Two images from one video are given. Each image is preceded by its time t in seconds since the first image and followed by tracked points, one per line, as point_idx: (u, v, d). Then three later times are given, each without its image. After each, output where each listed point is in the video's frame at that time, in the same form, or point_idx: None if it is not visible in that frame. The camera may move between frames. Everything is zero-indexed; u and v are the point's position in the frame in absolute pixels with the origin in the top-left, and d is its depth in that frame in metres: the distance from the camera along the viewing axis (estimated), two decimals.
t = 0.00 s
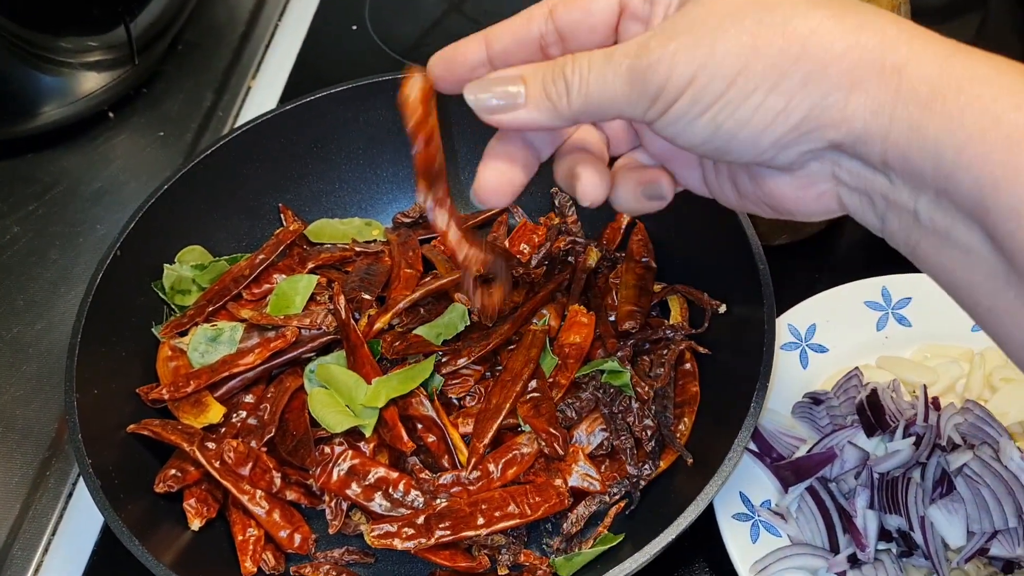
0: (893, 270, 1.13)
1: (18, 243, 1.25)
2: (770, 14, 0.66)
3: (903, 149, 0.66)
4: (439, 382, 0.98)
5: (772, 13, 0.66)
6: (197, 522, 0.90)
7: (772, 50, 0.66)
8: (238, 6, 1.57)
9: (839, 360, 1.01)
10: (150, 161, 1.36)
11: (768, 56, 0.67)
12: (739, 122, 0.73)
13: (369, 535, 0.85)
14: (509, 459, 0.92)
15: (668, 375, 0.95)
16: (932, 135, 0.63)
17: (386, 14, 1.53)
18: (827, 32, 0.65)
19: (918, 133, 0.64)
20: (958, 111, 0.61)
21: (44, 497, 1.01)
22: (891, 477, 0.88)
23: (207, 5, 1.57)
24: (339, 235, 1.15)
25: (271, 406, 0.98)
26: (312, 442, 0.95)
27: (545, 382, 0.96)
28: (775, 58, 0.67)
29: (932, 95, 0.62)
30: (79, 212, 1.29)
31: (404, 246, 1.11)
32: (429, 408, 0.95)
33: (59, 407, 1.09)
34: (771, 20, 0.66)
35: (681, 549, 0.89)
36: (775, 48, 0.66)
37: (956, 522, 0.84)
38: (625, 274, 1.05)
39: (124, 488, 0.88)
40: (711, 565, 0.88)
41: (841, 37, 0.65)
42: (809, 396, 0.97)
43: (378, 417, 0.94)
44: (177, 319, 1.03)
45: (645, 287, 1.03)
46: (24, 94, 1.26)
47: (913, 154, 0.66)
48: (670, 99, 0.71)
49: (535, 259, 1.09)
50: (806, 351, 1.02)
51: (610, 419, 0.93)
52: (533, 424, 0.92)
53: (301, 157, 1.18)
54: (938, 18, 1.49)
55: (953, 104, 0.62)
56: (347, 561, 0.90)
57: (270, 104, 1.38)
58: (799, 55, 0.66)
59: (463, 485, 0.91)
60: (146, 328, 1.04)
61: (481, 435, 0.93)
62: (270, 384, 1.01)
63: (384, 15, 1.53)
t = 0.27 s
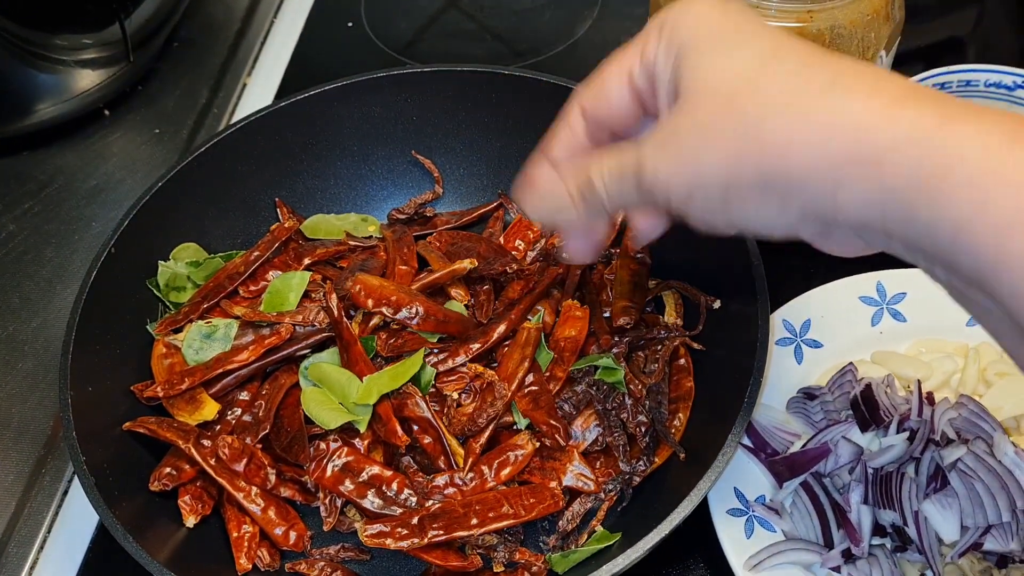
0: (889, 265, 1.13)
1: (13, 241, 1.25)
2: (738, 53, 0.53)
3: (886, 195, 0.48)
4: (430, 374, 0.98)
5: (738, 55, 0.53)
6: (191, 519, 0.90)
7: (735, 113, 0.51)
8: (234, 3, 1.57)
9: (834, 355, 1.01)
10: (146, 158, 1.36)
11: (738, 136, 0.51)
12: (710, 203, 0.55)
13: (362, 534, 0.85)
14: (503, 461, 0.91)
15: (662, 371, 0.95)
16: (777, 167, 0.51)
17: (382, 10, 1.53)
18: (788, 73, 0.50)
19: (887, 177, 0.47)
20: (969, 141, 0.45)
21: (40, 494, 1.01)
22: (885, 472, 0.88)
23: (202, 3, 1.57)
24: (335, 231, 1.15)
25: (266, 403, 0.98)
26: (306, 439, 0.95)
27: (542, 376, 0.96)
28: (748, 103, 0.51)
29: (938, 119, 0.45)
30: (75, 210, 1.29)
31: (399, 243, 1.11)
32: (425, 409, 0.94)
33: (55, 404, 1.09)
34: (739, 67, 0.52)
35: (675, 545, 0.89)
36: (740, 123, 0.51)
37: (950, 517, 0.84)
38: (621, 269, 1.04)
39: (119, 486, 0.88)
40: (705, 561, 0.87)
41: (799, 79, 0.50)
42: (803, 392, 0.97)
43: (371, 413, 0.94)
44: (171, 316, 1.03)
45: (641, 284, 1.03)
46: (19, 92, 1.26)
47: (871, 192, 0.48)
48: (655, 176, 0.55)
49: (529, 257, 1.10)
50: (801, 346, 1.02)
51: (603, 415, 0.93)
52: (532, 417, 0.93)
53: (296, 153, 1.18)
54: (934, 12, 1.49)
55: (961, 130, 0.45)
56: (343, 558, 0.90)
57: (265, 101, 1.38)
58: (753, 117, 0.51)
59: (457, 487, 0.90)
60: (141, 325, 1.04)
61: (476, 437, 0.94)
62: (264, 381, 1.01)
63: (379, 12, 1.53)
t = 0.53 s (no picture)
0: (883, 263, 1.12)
1: (7, 243, 1.25)
2: (669, 236, 0.60)
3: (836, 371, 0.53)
4: (423, 374, 0.97)
5: (672, 246, 0.60)
6: (184, 521, 0.90)
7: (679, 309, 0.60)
8: (227, 3, 1.56)
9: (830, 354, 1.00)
10: (139, 159, 1.36)
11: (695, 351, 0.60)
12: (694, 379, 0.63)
13: (354, 536, 0.85)
14: (496, 462, 0.92)
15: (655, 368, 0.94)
16: (734, 348, 0.57)
17: (376, 10, 1.53)
18: (707, 268, 0.57)
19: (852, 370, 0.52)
20: (866, 340, 0.50)
21: (33, 496, 1.01)
22: (879, 471, 0.88)
23: (195, 2, 1.56)
24: (328, 231, 1.15)
25: (259, 404, 0.98)
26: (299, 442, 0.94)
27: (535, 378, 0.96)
28: (688, 294, 0.59)
29: (855, 295, 0.50)
30: (68, 211, 1.29)
31: (393, 243, 1.11)
32: (417, 411, 0.93)
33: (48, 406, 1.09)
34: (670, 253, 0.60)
35: (670, 546, 0.89)
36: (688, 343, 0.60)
37: (943, 517, 0.84)
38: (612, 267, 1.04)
39: (111, 489, 0.88)
40: (699, 562, 0.87)
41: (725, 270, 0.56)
42: (795, 392, 0.97)
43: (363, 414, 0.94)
44: (164, 317, 1.03)
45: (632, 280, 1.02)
46: (14, 94, 1.25)
47: (822, 364, 0.53)
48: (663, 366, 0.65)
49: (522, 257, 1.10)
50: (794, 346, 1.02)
51: (597, 416, 0.94)
52: (525, 417, 0.94)
53: (289, 154, 1.18)
54: (929, 10, 1.48)
55: (877, 307, 0.49)
56: (336, 560, 0.90)
57: (258, 101, 1.38)
58: (688, 316, 0.59)
59: (451, 488, 0.90)
60: (133, 327, 1.03)
61: (469, 438, 0.94)
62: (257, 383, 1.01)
63: (373, 12, 1.52)
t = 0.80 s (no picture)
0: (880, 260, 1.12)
1: (5, 243, 1.25)
2: (648, 271, 0.67)
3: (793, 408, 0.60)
4: (418, 379, 0.98)
5: (657, 277, 0.67)
6: (182, 520, 0.90)
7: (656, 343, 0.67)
8: (225, 3, 1.56)
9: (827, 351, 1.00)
10: (137, 159, 1.36)
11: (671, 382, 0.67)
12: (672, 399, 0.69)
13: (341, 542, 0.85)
14: (482, 464, 0.91)
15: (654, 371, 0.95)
16: (706, 381, 0.64)
17: (373, 9, 1.53)
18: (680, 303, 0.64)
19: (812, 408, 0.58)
20: (823, 377, 0.55)
21: (32, 496, 1.01)
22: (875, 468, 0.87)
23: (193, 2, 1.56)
24: (326, 229, 1.15)
25: (256, 403, 0.98)
26: (292, 439, 0.95)
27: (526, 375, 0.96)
28: (665, 330, 0.66)
29: (809, 323, 0.56)
30: (67, 211, 1.29)
31: (390, 241, 1.11)
32: (409, 413, 0.94)
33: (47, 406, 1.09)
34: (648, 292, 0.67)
35: (668, 544, 0.89)
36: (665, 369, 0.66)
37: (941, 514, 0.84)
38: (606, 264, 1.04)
39: (109, 488, 0.89)
40: (697, 560, 0.87)
41: (703, 307, 0.62)
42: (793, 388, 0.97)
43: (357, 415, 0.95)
44: (162, 317, 1.03)
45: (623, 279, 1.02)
46: (11, 94, 1.26)
47: (784, 394, 0.59)
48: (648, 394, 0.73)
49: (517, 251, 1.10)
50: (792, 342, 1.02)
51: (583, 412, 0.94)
52: (511, 416, 0.94)
53: (286, 153, 1.18)
54: (927, 7, 1.48)
55: (827, 343, 0.55)
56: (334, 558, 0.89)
57: (256, 101, 1.38)
58: (666, 351, 0.66)
59: (438, 490, 0.90)
60: (131, 327, 1.04)
61: (461, 438, 0.94)
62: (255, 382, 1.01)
63: (370, 11, 1.52)
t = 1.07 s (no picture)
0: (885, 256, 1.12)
1: (8, 242, 1.25)
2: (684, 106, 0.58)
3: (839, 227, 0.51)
4: (423, 383, 0.98)
5: (678, 109, 0.58)
6: (187, 519, 0.90)
7: (681, 174, 0.55)
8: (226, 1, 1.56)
9: (832, 347, 1.00)
10: (140, 158, 1.36)
11: (666, 218, 0.56)
12: (646, 242, 0.57)
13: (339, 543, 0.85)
14: (482, 467, 0.91)
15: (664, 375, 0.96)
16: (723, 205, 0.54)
17: (374, 7, 1.52)
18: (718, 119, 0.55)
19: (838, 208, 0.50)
20: (902, 171, 0.48)
21: (37, 495, 1.01)
22: (882, 465, 0.88)
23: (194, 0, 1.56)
24: (329, 227, 1.15)
25: (260, 401, 0.98)
26: (296, 438, 0.95)
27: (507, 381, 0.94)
28: (690, 148, 0.55)
29: (878, 140, 0.49)
30: (69, 210, 1.29)
31: (393, 239, 1.11)
32: (411, 413, 0.94)
33: (51, 405, 1.09)
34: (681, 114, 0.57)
35: (673, 542, 0.88)
36: (665, 203, 0.55)
37: (947, 510, 0.84)
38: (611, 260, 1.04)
39: (113, 486, 0.88)
40: (702, 558, 0.87)
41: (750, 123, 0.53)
42: (799, 385, 0.97)
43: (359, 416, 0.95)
44: (165, 316, 1.03)
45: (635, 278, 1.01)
46: (13, 92, 1.26)
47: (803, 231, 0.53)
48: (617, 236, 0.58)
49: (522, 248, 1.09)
50: (797, 339, 1.01)
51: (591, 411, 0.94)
52: (484, 427, 0.93)
53: (289, 151, 1.18)
54: (929, 3, 1.48)
55: (896, 155, 0.48)
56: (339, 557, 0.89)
57: (258, 99, 1.37)
58: (702, 160, 0.54)
59: (438, 492, 0.91)
60: (135, 326, 1.03)
61: (454, 439, 0.94)
62: (259, 380, 1.01)
63: (372, 9, 1.52)
